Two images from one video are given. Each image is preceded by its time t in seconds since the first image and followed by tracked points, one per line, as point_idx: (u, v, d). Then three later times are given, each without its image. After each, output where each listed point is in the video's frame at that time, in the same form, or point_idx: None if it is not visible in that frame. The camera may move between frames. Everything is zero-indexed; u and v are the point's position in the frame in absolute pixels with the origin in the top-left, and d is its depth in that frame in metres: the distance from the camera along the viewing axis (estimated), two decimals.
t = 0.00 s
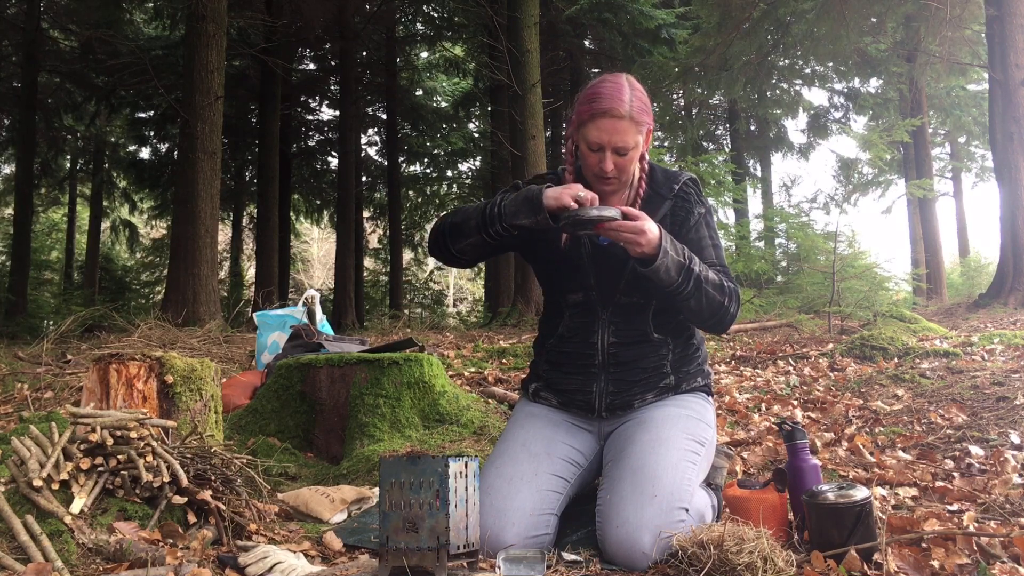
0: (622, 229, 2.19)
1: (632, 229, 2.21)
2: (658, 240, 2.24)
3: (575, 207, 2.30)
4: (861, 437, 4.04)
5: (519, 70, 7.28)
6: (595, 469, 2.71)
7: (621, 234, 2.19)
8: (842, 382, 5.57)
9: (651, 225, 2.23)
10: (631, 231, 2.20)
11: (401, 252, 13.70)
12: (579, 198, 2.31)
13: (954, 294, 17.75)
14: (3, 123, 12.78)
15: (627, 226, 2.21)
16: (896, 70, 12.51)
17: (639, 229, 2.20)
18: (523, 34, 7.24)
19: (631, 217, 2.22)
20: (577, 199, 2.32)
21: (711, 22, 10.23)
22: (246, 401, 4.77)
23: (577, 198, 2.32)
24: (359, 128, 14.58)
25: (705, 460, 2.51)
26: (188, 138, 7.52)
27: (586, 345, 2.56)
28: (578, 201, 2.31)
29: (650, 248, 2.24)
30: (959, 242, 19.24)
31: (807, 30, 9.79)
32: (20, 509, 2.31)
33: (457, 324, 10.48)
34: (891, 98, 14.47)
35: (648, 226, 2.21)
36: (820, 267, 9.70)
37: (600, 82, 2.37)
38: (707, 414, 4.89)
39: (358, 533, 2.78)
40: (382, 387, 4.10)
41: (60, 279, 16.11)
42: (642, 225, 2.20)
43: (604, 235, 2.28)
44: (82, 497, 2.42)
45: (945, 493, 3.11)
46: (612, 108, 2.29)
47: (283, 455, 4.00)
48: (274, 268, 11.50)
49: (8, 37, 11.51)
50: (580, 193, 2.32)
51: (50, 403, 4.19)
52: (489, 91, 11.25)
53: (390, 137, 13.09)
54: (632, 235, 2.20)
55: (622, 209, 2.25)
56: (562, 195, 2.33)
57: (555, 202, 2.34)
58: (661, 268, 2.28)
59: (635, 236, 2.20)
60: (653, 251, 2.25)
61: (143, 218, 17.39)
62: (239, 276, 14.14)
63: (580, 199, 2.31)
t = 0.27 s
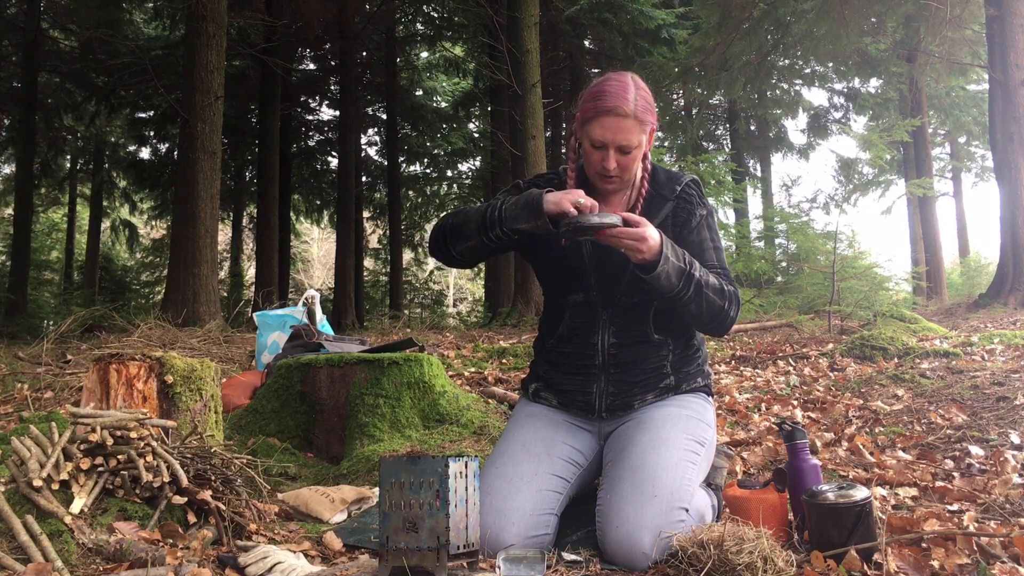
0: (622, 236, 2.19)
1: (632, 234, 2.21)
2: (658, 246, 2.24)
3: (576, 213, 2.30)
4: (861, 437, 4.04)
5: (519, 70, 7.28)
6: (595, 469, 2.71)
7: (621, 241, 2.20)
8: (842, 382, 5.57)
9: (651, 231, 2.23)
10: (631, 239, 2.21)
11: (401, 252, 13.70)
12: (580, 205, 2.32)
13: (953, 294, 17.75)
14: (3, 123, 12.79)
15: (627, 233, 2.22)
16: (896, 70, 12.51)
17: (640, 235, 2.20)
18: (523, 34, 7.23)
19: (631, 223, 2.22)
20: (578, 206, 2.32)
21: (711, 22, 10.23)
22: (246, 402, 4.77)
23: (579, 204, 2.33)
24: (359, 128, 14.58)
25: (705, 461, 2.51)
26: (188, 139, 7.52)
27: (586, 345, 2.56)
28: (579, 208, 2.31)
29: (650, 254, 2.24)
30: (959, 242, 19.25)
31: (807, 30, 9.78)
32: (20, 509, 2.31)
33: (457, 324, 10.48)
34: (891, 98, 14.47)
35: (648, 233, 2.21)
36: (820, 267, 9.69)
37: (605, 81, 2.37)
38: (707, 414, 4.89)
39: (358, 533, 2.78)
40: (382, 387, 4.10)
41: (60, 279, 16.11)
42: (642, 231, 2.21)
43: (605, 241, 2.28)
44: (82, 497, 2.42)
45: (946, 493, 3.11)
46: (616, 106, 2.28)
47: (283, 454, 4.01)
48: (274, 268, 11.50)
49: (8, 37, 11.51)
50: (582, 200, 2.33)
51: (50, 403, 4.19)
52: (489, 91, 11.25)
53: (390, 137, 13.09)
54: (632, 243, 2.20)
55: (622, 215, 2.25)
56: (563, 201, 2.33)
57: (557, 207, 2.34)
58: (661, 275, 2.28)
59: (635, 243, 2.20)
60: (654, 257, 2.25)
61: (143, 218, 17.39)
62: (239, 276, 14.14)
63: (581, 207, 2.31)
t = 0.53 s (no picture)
0: (623, 236, 2.19)
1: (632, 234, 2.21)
2: (659, 246, 2.24)
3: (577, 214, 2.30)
4: (861, 437, 4.04)
5: (519, 70, 7.28)
6: (595, 469, 2.71)
7: (622, 241, 2.20)
8: (842, 382, 5.57)
9: (652, 231, 2.23)
10: (631, 239, 2.21)
11: (401, 252, 13.69)
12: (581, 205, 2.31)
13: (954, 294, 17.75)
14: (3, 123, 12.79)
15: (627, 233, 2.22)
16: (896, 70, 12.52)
17: (640, 235, 2.20)
18: (523, 34, 7.22)
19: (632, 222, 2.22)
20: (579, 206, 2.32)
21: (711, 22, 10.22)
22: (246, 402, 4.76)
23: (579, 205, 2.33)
24: (359, 128, 14.58)
25: (705, 461, 2.51)
26: (188, 139, 7.52)
27: (586, 345, 2.56)
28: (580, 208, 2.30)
29: (651, 254, 2.24)
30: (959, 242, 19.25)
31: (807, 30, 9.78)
32: (20, 510, 2.31)
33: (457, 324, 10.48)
34: (891, 98, 14.48)
35: (649, 233, 2.21)
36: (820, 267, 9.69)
37: (607, 81, 2.37)
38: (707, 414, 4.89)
39: (358, 533, 2.78)
40: (382, 387, 4.10)
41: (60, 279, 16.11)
42: (642, 231, 2.21)
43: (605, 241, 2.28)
44: (82, 497, 2.42)
45: (945, 493, 3.11)
46: (619, 106, 2.28)
47: (283, 454, 4.01)
48: (274, 268, 11.50)
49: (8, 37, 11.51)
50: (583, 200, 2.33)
51: (50, 403, 4.19)
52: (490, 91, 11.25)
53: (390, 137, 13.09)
54: (632, 242, 2.20)
55: (623, 215, 2.25)
56: (564, 202, 2.33)
57: (558, 207, 2.34)
58: (662, 275, 2.28)
59: (636, 243, 2.20)
60: (654, 257, 2.25)
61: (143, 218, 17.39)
62: (239, 276, 14.14)
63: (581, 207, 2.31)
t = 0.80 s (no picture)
0: (622, 237, 2.19)
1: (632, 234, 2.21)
2: (658, 246, 2.24)
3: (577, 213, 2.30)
4: (861, 437, 4.04)
5: (519, 70, 7.28)
6: (595, 469, 2.71)
7: (621, 242, 2.20)
8: (842, 382, 5.57)
9: (651, 231, 2.23)
10: (630, 239, 2.21)
11: (401, 252, 13.69)
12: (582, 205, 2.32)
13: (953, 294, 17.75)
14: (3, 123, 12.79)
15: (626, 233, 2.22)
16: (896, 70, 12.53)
17: (640, 236, 2.20)
18: (523, 34, 7.22)
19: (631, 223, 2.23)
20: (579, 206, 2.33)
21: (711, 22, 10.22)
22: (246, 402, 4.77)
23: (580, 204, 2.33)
24: (358, 128, 14.57)
25: (705, 461, 2.51)
26: (188, 139, 7.52)
27: (586, 345, 2.56)
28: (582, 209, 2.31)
29: (650, 254, 2.24)
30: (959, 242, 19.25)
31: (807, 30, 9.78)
32: (20, 510, 2.31)
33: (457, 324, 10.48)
34: (891, 98, 14.49)
35: (648, 233, 2.21)
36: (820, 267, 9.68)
37: (609, 81, 2.37)
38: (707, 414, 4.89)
39: (359, 533, 2.78)
40: (382, 387, 4.10)
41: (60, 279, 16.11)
42: (641, 231, 2.21)
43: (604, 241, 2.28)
44: (82, 497, 2.42)
45: (945, 493, 3.11)
46: (620, 107, 2.28)
47: (283, 455, 4.01)
48: (274, 268, 11.50)
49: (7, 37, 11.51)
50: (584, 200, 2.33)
51: (50, 403, 4.20)
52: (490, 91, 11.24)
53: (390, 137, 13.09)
54: (631, 242, 2.20)
55: (622, 215, 2.25)
56: (565, 202, 2.33)
57: (558, 206, 2.34)
58: (661, 276, 2.28)
59: (635, 243, 2.20)
60: (654, 257, 2.26)
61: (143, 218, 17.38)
62: (239, 276, 14.14)
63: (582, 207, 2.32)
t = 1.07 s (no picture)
0: (623, 235, 2.19)
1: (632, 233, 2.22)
2: (659, 245, 2.24)
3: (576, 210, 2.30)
4: (861, 437, 4.05)
5: (519, 70, 7.28)
6: (595, 469, 2.71)
7: (623, 240, 2.20)
8: (842, 382, 5.57)
9: (652, 231, 2.23)
10: (631, 236, 2.21)
11: (401, 252, 13.69)
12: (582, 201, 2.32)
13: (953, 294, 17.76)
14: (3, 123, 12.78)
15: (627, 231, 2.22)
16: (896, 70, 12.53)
17: (640, 235, 2.20)
18: (523, 34, 7.22)
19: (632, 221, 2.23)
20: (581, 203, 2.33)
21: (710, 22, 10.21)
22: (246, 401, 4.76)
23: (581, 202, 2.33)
24: (358, 128, 14.57)
25: (705, 461, 2.51)
26: (188, 138, 7.52)
27: (586, 345, 2.56)
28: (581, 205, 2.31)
29: (652, 252, 2.24)
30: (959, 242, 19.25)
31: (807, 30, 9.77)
32: (20, 510, 2.31)
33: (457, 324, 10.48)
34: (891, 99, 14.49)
35: (649, 232, 2.21)
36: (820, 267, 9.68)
37: (611, 82, 2.37)
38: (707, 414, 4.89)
39: (359, 533, 2.78)
40: (382, 387, 4.10)
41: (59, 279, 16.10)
42: (641, 229, 2.21)
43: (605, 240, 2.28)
44: (82, 497, 2.42)
45: (945, 493, 3.11)
46: (621, 108, 2.28)
47: (283, 455, 4.01)
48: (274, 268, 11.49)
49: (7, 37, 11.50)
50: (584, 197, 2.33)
51: (50, 403, 4.20)
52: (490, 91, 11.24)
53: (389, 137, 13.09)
54: (632, 240, 2.20)
55: (623, 214, 2.25)
56: (564, 198, 2.33)
57: (558, 203, 2.34)
58: (662, 274, 2.28)
59: (635, 242, 2.20)
60: (654, 256, 2.25)
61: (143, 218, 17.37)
62: (239, 276, 14.14)
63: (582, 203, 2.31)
